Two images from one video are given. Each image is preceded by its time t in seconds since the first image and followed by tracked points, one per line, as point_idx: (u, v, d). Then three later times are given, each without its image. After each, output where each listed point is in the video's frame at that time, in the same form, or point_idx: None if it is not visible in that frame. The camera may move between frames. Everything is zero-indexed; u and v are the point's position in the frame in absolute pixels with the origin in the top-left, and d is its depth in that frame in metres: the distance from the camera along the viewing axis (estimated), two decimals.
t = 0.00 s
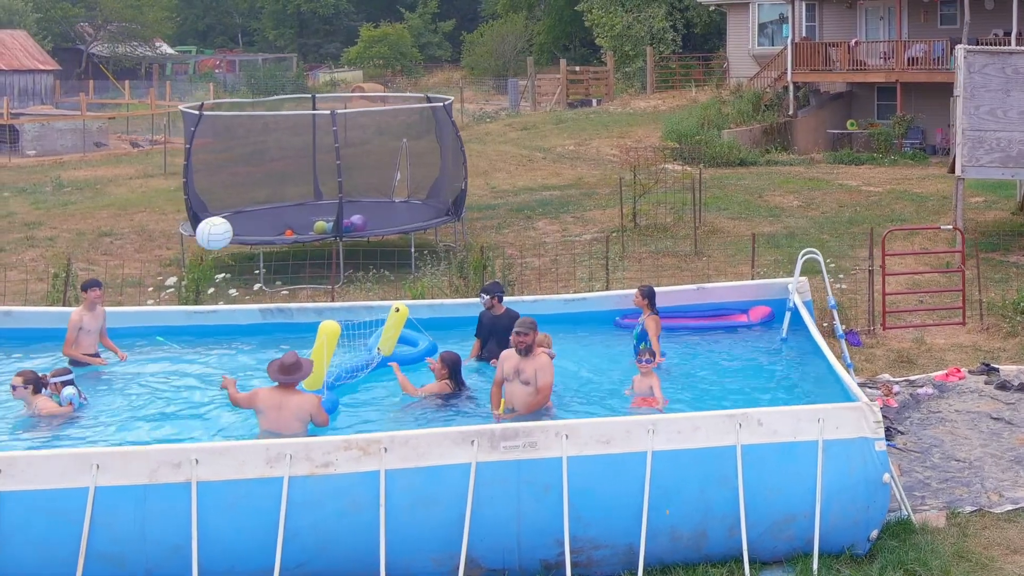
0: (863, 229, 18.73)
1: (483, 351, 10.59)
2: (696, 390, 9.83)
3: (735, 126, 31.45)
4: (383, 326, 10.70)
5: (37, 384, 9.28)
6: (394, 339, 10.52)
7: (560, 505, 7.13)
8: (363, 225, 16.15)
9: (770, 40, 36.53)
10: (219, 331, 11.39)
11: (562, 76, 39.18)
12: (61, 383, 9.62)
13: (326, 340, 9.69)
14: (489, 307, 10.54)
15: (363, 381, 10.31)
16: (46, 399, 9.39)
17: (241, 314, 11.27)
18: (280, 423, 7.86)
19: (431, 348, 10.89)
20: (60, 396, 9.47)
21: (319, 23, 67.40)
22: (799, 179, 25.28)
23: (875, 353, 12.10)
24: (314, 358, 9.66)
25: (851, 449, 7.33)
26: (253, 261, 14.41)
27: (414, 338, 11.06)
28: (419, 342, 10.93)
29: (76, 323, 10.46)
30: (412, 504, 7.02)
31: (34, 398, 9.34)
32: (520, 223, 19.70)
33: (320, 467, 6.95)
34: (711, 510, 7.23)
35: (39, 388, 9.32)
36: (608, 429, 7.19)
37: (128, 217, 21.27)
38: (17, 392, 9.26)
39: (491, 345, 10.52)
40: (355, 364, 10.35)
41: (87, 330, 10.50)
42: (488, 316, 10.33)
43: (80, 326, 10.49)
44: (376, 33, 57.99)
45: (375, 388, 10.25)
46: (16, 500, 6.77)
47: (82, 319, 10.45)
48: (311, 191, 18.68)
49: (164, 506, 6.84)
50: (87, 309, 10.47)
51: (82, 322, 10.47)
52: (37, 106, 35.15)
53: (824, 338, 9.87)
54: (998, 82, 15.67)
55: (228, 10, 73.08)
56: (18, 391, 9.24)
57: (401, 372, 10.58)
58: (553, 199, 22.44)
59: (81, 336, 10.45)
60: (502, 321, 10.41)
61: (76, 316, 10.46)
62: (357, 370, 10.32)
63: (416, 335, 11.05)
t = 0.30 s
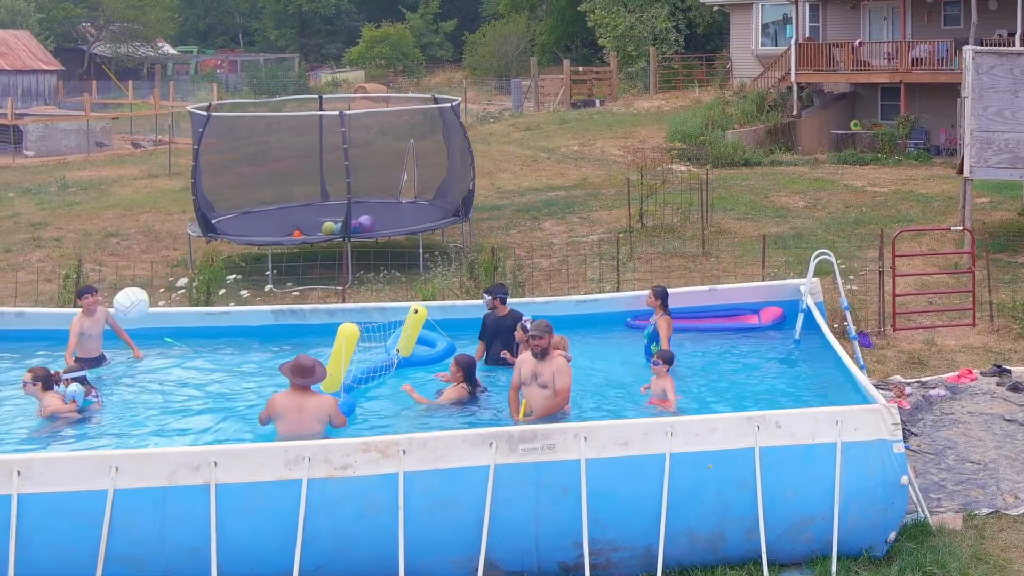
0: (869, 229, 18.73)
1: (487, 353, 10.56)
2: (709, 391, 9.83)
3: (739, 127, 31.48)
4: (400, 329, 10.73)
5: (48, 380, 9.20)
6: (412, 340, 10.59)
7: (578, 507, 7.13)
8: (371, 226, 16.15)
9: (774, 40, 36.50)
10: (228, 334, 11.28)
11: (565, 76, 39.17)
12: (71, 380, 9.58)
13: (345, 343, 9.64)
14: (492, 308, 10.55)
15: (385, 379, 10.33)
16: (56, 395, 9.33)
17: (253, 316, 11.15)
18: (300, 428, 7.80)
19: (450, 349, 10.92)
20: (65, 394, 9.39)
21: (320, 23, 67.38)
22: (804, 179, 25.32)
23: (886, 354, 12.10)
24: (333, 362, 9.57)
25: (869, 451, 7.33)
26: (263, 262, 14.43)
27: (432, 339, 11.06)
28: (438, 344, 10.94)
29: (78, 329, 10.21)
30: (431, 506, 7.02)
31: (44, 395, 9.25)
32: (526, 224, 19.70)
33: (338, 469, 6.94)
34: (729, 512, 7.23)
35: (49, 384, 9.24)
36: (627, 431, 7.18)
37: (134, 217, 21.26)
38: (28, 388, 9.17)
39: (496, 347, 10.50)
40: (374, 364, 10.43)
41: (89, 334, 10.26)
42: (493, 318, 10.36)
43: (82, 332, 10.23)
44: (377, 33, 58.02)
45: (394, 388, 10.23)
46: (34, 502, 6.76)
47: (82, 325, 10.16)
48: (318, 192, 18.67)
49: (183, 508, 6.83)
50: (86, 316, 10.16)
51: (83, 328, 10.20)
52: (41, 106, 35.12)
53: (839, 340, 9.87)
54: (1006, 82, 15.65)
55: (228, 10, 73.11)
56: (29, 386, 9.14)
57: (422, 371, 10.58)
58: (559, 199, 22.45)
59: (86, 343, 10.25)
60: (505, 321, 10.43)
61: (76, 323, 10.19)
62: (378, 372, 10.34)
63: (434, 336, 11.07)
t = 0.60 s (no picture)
0: (876, 229, 18.73)
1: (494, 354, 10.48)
2: (724, 391, 9.83)
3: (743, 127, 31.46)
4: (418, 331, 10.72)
5: (62, 387, 9.33)
6: (430, 338, 10.59)
7: (597, 508, 7.13)
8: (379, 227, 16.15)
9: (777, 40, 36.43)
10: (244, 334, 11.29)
11: (568, 76, 39.16)
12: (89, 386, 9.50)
13: (358, 342, 9.65)
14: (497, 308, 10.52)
15: (402, 380, 10.35)
16: (67, 403, 9.35)
17: (266, 317, 11.16)
18: (320, 427, 7.83)
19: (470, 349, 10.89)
20: (74, 402, 9.35)
21: (321, 23, 67.35)
22: (809, 179, 25.32)
23: (897, 354, 12.10)
24: (348, 360, 9.58)
25: (888, 451, 7.33)
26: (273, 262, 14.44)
27: (451, 339, 11.02)
28: (458, 344, 10.91)
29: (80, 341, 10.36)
30: (450, 506, 7.02)
31: (56, 402, 9.34)
32: (533, 224, 19.69)
33: (358, 469, 6.93)
34: (748, 513, 7.23)
35: (63, 392, 9.35)
36: (646, 431, 7.18)
37: (140, 217, 21.27)
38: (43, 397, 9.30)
39: (505, 345, 10.45)
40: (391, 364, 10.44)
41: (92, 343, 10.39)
42: (498, 318, 10.32)
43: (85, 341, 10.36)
44: (379, 33, 58.00)
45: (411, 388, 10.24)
46: (54, 502, 6.75)
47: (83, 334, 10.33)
48: (325, 192, 18.66)
49: (203, 509, 6.83)
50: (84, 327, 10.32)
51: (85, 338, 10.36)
52: (44, 106, 35.11)
53: (854, 341, 9.90)
54: (1015, 82, 15.65)
55: (229, 10, 73.13)
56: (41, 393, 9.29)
57: (440, 372, 10.58)
58: (565, 199, 22.46)
59: (93, 352, 10.35)
60: (511, 320, 10.38)
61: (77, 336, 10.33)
62: (394, 372, 10.35)
63: (453, 336, 11.05)
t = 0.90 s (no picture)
0: (883, 230, 18.70)
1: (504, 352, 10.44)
2: (739, 395, 9.79)
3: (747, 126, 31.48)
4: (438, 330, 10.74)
5: (78, 383, 9.41)
6: (450, 339, 10.59)
7: (617, 507, 7.12)
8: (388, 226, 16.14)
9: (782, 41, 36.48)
10: (257, 333, 11.26)
11: (571, 76, 39.14)
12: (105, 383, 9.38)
13: (379, 339, 9.68)
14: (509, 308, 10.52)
15: (420, 379, 10.34)
16: (81, 400, 9.37)
17: (278, 316, 11.14)
18: (341, 425, 7.86)
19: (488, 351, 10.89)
20: (86, 399, 9.32)
21: (323, 23, 67.33)
22: (814, 179, 25.31)
23: (909, 354, 12.10)
24: (366, 358, 9.65)
25: (906, 450, 7.31)
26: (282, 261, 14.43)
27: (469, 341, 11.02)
28: (475, 345, 10.92)
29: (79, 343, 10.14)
30: (470, 505, 7.01)
31: (73, 398, 9.42)
32: (540, 224, 19.67)
33: (377, 469, 6.93)
34: (767, 512, 7.22)
35: (79, 389, 9.42)
36: (665, 430, 7.17)
37: (146, 217, 21.24)
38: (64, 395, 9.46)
39: (517, 344, 10.39)
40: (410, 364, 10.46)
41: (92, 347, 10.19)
42: (510, 317, 10.32)
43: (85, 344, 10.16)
44: (381, 33, 57.95)
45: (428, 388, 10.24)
46: (73, 501, 6.75)
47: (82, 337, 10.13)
48: (332, 191, 18.65)
49: (223, 508, 6.82)
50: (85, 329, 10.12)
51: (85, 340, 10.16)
52: (47, 106, 35.06)
53: (870, 342, 9.86)
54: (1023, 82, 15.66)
55: (230, 9, 73.11)
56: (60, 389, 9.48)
57: (458, 372, 10.56)
58: (571, 199, 22.45)
59: (93, 355, 10.15)
60: (523, 319, 10.38)
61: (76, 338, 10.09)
62: (413, 372, 10.36)
63: (471, 338, 11.05)
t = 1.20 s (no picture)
0: (891, 230, 18.68)
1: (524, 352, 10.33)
2: (756, 395, 9.77)
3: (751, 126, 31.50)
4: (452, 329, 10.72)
5: (94, 377, 9.34)
6: (463, 337, 10.61)
7: (637, 508, 7.12)
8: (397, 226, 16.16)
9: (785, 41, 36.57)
10: (270, 333, 11.26)
11: (575, 76, 39.10)
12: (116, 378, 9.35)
13: (398, 340, 9.62)
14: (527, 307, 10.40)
15: (440, 378, 10.34)
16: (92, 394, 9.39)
17: (292, 317, 11.14)
18: (364, 424, 7.89)
19: (505, 345, 10.98)
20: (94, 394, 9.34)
21: (324, 23, 67.29)
22: (820, 179, 25.30)
23: (920, 354, 12.09)
24: (387, 359, 9.58)
25: (926, 451, 7.31)
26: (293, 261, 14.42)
27: (484, 336, 11.06)
28: (492, 340, 10.96)
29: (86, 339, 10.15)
30: (491, 505, 7.00)
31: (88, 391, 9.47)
32: (547, 224, 19.68)
33: (398, 469, 6.92)
34: (787, 512, 7.22)
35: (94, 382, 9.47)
36: (685, 430, 7.17)
37: (152, 216, 21.23)
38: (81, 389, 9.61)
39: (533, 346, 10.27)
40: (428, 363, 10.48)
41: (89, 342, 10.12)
42: (528, 317, 10.19)
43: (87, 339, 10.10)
44: (383, 33, 57.94)
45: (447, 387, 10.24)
46: (95, 501, 6.74)
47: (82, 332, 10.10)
48: (340, 191, 18.65)
49: (244, 508, 6.82)
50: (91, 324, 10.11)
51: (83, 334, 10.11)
52: (51, 106, 35.07)
53: (888, 342, 9.85)
54: None
55: (231, 9, 73.11)
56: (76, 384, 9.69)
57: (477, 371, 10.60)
58: (578, 199, 22.45)
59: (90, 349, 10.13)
60: (543, 319, 10.23)
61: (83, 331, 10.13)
62: (434, 369, 10.35)
63: (487, 332, 11.09)
